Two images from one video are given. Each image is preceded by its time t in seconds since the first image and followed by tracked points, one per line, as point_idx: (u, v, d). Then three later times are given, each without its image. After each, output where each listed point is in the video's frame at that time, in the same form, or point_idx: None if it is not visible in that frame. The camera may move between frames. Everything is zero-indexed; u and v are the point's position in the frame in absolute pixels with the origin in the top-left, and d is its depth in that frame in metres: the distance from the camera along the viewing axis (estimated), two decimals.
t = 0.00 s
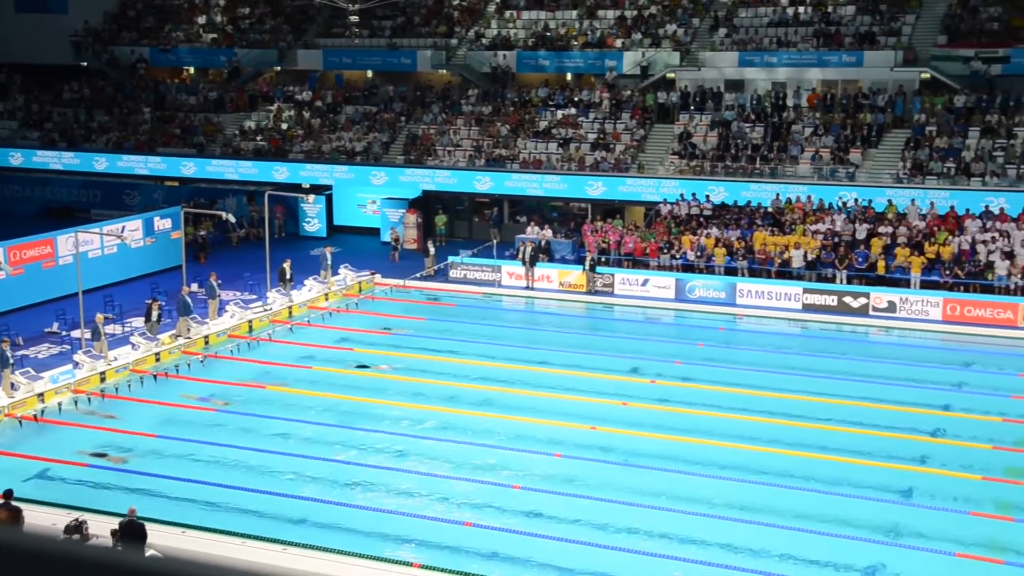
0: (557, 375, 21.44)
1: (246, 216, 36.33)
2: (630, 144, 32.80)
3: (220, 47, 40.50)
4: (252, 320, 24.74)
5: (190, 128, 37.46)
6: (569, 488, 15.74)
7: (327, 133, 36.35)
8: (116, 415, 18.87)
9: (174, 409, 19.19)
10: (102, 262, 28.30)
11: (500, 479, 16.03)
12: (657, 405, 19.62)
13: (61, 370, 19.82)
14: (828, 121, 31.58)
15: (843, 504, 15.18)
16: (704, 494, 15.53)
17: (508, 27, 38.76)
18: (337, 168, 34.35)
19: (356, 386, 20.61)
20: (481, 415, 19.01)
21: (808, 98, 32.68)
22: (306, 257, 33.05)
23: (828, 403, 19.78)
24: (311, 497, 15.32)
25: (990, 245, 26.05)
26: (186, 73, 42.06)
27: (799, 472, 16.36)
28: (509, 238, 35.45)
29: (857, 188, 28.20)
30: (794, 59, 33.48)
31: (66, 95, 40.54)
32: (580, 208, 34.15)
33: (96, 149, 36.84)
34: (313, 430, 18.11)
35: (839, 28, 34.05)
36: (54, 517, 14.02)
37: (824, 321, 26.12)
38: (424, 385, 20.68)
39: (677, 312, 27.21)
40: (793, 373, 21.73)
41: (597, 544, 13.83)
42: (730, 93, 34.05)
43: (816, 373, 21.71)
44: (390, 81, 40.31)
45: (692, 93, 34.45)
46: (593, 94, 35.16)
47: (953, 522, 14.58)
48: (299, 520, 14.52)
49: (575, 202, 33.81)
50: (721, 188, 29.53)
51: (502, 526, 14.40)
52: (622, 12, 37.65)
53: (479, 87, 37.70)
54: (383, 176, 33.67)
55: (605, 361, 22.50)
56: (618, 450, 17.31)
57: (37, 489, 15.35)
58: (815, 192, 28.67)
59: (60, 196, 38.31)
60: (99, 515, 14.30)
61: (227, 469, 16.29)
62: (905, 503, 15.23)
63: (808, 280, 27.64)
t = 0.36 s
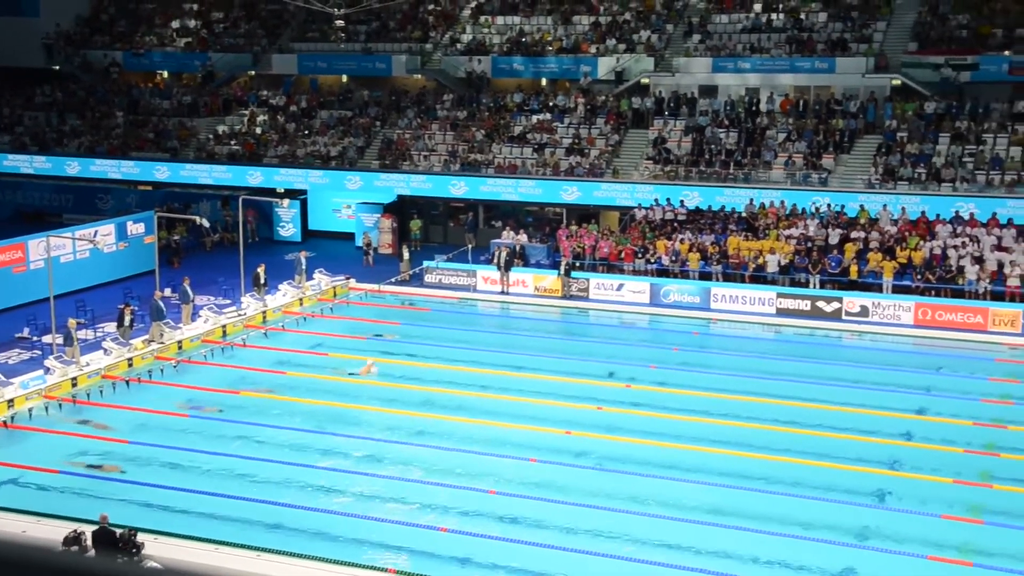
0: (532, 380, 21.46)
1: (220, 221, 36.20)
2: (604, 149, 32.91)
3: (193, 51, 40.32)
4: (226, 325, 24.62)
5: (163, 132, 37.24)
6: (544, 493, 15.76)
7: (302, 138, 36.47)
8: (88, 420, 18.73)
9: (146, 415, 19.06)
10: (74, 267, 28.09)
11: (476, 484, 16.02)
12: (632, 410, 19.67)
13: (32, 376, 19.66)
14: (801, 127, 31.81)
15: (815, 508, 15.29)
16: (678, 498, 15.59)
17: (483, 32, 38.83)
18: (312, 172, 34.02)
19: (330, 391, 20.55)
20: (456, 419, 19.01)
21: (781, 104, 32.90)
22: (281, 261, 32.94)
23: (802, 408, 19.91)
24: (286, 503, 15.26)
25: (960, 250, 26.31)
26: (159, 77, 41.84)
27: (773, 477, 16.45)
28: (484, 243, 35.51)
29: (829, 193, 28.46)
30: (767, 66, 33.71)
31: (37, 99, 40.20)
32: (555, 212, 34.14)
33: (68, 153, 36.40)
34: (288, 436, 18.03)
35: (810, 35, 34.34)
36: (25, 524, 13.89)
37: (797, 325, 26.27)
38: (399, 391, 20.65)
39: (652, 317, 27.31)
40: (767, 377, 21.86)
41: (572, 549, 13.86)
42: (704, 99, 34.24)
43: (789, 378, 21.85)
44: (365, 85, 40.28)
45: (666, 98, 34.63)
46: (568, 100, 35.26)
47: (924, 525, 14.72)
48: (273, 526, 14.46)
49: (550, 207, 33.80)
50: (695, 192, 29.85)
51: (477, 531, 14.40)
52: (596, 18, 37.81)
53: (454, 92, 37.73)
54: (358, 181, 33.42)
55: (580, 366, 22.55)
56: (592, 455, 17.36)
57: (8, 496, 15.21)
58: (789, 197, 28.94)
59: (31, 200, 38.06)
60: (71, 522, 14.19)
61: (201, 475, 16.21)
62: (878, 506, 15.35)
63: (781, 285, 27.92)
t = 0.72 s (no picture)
0: (515, 374, 21.47)
1: (203, 214, 36.10)
2: (588, 143, 32.92)
3: (175, 44, 40.08)
4: (209, 319, 24.52)
5: (145, 125, 36.93)
6: (527, 486, 15.76)
7: (285, 132, 36.27)
8: (69, 415, 18.63)
9: (128, 409, 18.98)
10: (56, 261, 27.92)
11: (458, 478, 16.02)
12: (614, 403, 19.71)
13: (13, 370, 19.54)
14: (785, 121, 31.91)
15: (798, 501, 15.35)
16: (660, 491, 15.63)
17: (467, 25, 38.74)
18: (296, 167, 33.97)
19: (313, 385, 20.51)
20: (439, 413, 19.00)
21: (764, 98, 32.97)
22: (264, 255, 32.85)
23: (783, 401, 19.98)
24: (268, 497, 15.23)
25: (942, 243, 26.44)
26: (141, 70, 41.59)
27: (754, 469, 16.52)
28: (468, 237, 35.51)
29: (812, 187, 28.47)
30: (751, 59, 33.79)
31: (18, 91, 39.87)
32: (538, 207, 34.20)
33: (48, 146, 36.20)
34: (270, 430, 17.99)
35: (794, 28, 34.43)
36: (7, 519, 13.81)
37: (780, 319, 26.38)
38: (382, 384, 20.61)
39: (636, 311, 27.37)
40: (750, 371, 21.94)
41: (554, 542, 13.88)
42: (688, 93, 34.29)
43: (771, 371, 21.93)
44: (349, 79, 40.20)
45: (650, 92, 34.66)
46: (552, 93, 35.24)
47: (905, 517, 14.80)
48: (255, 519, 14.43)
49: (534, 201, 33.83)
50: (679, 187, 29.75)
51: (460, 525, 14.40)
52: (580, 11, 37.77)
53: (438, 85, 37.66)
54: (341, 175, 33.43)
55: (563, 359, 22.57)
56: (575, 448, 17.38)
57: None
58: (772, 190, 29.03)
59: (13, 194, 37.89)
60: (52, 517, 14.12)
61: (183, 470, 16.14)
62: (858, 499, 15.43)
63: (765, 279, 27.80)
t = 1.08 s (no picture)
0: (513, 373, 21.46)
1: (200, 213, 36.14)
2: (586, 142, 32.88)
3: (171, 42, 40.02)
4: (206, 318, 24.49)
5: (142, 124, 36.83)
6: (526, 486, 15.75)
7: (282, 131, 36.21)
8: (67, 414, 18.59)
9: (126, 408, 18.94)
10: (52, 260, 27.86)
11: (457, 477, 16.01)
12: (613, 402, 19.70)
13: (10, 369, 19.49)
14: (782, 120, 31.91)
15: (796, 499, 15.35)
16: (659, 490, 15.62)
17: (463, 24, 38.69)
18: (292, 166, 33.93)
19: (311, 384, 20.48)
20: (437, 412, 18.98)
21: (761, 97, 33.01)
22: (261, 254, 32.83)
23: (782, 400, 19.98)
24: (267, 496, 15.20)
25: (938, 243, 26.43)
26: (138, 69, 41.52)
27: (753, 469, 16.51)
28: (465, 236, 35.49)
29: (809, 186, 28.45)
30: (748, 59, 33.79)
31: (14, 90, 39.76)
32: (535, 206, 34.24)
33: (45, 145, 36.11)
34: (268, 429, 17.96)
35: (791, 28, 34.43)
36: (4, 519, 13.78)
37: (777, 318, 26.38)
38: (380, 384, 20.59)
39: (634, 310, 27.36)
40: (748, 370, 21.93)
41: (553, 541, 13.87)
42: (685, 92, 34.28)
43: (769, 370, 21.94)
44: (346, 77, 40.24)
45: (646, 91, 34.67)
46: (548, 92, 35.20)
47: (903, 516, 14.81)
48: (254, 519, 14.40)
49: (531, 200, 33.87)
50: (676, 186, 29.85)
51: (459, 524, 14.39)
52: (577, 10, 37.75)
53: (435, 84, 37.61)
54: (338, 173, 33.52)
55: (561, 359, 22.56)
56: (573, 447, 17.37)
57: None
58: (769, 189, 28.99)
59: (10, 192, 37.93)
60: (50, 517, 14.09)
61: (181, 469, 16.11)
62: (858, 498, 15.43)
63: (762, 278, 27.81)
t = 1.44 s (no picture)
0: (500, 371, 21.47)
1: (186, 212, 36.16)
2: (573, 140, 32.88)
3: (157, 41, 39.87)
4: (193, 318, 24.44)
5: (127, 123, 36.67)
6: (514, 484, 15.76)
7: (269, 129, 36.06)
8: (53, 415, 18.53)
9: (112, 409, 18.88)
10: (38, 260, 27.76)
11: (445, 476, 16.02)
12: (600, 400, 19.73)
13: None
14: (768, 118, 31.98)
15: (782, 496, 15.40)
16: (646, 487, 15.66)
17: (450, 23, 38.64)
18: (279, 164, 33.88)
19: (299, 383, 20.47)
20: (424, 411, 18.98)
21: (748, 95, 33.18)
22: (248, 253, 32.79)
23: (769, 397, 20.04)
24: (254, 496, 15.18)
25: (925, 239, 26.64)
26: (123, 68, 41.34)
27: (740, 466, 16.56)
28: (453, 235, 35.46)
29: (796, 183, 28.69)
30: (735, 56, 33.88)
31: None
32: (523, 204, 34.27)
33: (30, 144, 35.93)
34: (255, 428, 17.93)
35: (778, 26, 34.50)
36: None
37: (765, 315, 26.45)
38: (368, 382, 20.58)
39: (621, 308, 27.40)
40: (735, 367, 21.99)
41: (540, 539, 13.89)
42: (673, 90, 34.31)
43: (757, 367, 22.00)
44: (333, 76, 40.27)
45: (634, 89, 34.70)
46: (536, 90, 35.21)
47: (888, 512, 14.88)
48: (241, 518, 14.39)
49: (519, 198, 33.91)
50: (664, 183, 30.05)
51: (446, 522, 14.40)
52: (564, 8, 37.80)
53: (422, 83, 37.58)
54: (326, 172, 33.58)
55: (548, 357, 22.58)
56: (560, 445, 17.39)
57: None
58: (755, 187, 29.19)
59: None
60: (35, 518, 14.04)
61: (167, 469, 16.07)
62: (844, 494, 15.49)
63: (749, 275, 28.00)
